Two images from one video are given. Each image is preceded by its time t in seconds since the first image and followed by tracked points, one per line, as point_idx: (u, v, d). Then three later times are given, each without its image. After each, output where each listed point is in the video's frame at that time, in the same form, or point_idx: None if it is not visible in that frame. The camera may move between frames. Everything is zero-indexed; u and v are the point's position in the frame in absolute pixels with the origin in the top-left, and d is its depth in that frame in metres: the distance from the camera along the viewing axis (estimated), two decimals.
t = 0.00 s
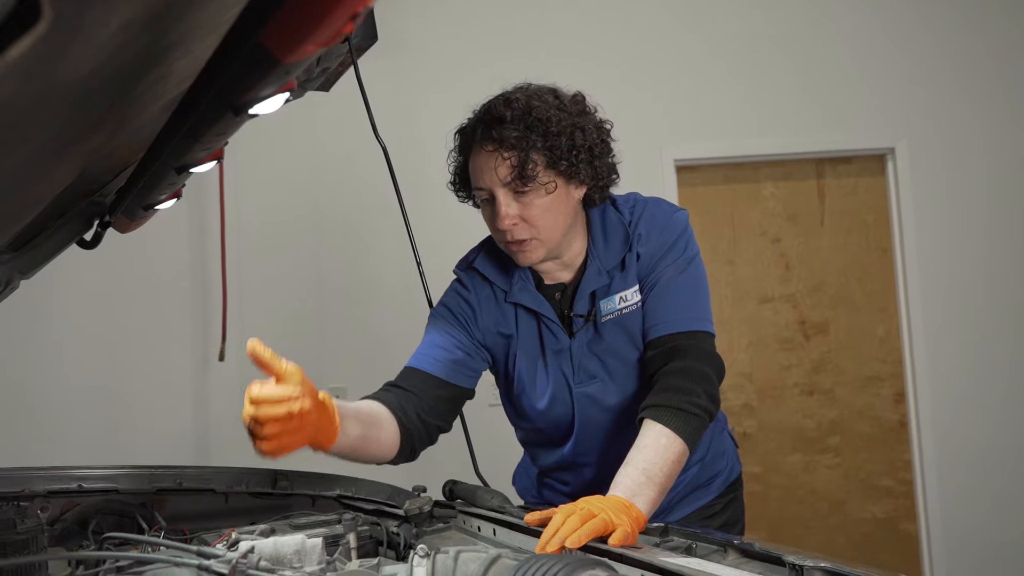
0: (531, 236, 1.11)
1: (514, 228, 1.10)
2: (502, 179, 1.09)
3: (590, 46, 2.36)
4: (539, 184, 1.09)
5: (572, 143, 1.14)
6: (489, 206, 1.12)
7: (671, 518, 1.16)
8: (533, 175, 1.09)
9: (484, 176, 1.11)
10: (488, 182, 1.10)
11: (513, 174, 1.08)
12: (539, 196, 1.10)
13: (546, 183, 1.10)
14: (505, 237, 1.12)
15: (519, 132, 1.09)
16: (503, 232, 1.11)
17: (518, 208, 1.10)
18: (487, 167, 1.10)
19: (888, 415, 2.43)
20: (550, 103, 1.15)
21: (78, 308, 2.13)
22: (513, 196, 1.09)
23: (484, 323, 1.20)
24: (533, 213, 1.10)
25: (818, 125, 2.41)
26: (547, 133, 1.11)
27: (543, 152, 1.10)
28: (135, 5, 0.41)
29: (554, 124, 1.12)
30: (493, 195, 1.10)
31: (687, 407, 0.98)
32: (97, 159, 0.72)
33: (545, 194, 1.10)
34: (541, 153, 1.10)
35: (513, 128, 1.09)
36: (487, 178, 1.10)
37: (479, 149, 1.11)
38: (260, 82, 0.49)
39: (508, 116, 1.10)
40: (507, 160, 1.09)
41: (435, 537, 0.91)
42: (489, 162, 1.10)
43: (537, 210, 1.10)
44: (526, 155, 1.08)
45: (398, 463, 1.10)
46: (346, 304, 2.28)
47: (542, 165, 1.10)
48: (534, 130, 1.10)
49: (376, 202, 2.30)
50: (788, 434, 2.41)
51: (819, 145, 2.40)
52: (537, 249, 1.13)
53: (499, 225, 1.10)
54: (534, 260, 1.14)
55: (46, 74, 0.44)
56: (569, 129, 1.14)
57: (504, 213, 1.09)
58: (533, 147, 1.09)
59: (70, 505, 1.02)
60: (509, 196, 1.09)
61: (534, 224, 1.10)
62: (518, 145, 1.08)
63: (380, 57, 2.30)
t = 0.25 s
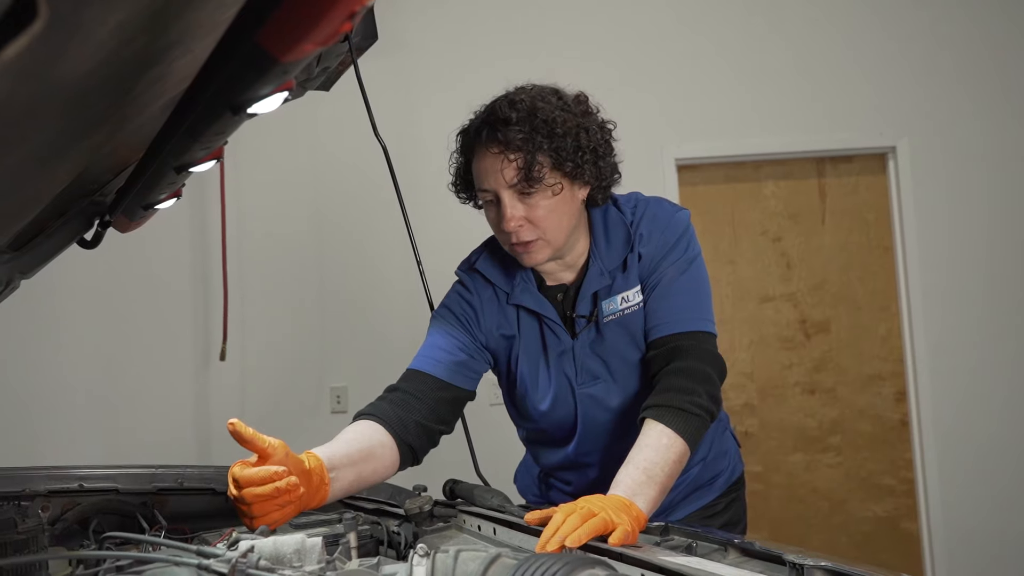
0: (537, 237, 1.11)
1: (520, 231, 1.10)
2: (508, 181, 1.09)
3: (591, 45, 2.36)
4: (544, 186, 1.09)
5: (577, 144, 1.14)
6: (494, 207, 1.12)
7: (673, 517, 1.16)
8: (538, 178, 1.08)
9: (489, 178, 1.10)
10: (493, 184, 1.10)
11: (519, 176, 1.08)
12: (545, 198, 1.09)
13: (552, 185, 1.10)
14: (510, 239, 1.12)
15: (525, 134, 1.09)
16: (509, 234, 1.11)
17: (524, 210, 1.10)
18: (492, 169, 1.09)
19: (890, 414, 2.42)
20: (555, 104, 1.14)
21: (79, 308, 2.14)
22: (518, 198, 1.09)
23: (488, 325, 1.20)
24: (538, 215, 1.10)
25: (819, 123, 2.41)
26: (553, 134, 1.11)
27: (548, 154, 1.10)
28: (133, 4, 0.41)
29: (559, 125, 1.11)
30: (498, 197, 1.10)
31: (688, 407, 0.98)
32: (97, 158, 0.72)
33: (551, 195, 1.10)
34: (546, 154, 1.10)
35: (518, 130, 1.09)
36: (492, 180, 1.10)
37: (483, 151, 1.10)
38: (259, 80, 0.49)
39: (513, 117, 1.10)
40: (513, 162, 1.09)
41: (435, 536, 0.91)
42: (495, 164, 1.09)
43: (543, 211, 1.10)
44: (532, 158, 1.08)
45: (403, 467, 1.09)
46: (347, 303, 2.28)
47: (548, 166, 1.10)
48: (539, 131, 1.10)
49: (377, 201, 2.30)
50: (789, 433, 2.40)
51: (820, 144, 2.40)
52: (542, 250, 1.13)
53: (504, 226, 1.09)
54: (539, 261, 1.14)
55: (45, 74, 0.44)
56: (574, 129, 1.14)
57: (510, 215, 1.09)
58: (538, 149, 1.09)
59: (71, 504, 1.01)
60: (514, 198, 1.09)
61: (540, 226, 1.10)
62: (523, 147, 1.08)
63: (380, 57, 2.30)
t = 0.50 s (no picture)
0: (538, 232, 1.10)
1: (522, 224, 1.08)
2: (510, 174, 1.08)
3: (591, 45, 2.36)
4: (546, 179, 1.09)
5: (577, 139, 1.15)
6: (495, 203, 1.11)
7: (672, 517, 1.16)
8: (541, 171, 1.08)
9: (491, 172, 1.10)
10: (494, 178, 1.09)
11: (521, 170, 1.08)
12: (546, 192, 1.09)
13: (553, 179, 1.10)
14: (511, 234, 1.10)
15: (527, 127, 1.09)
16: (510, 229, 1.09)
17: (525, 204, 1.09)
18: (493, 163, 1.09)
19: (890, 414, 2.42)
20: (555, 100, 1.15)
21: (79, 307, 2.14)
22: (520, 192, 1.09)
23: (485, 324, 1.20)
24: (540, 210, 1.09)
25: (819, 123, 2.41)
26: (554, 128, 1.11)
27: (549, 148, 1.10)
28: (130, 3, 0.41)
29: (560, 120, 1.12)
30: (499, 191, 1.09)
31: (685, 406, 0.98)
32: (95, 158, 0.72)
33: (552, 189, 1.10)
34: (548, 148, 1.10)
35: (520, 123, 1.09)
36: (494, 174, 1.09)
37: (485, 145, 1.10)
38: (256, 79, 0.49)
39: (515, 111, 1.10)
40: (514, 156, 1.08)
41: (434, 536, 0.91)
42: (496, 158, 1.09)
43: (544, 206, 1.09)
44: (534, 150, 1.08)
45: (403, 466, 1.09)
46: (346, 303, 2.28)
47: (549, 161, 1.10)
48: (541, 125, 1.10)
49: (376, 200, 2.29)
50: (789, 433, 2.40)
51: (820, 144, 2.40)
52: (543, 246, 1.12)
53: (505, 221, 1.08)
54: (540, 257, 1.12)
55: (43, 74, 0.44)
56: (574, 125, 1.15)
57: (511, 209, 1.08)
58: (540, 142, 1.09)
59: (70, 503, 1.01)
60: (516, 192, 1.09)
61: (541, 220, 1.09)
62: (525, 141, 1.08)
63: (380, 56, 2.30)
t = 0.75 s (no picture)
0: (541, 218, 1.10)
1: (526, 208, 1.09)
2: (516, 157, 1.10)
3: (590, 45, 2.36)
4: (551, 163, 1.10)
5: (582, 128, 1.17)
6: (500, 187, 1.12)
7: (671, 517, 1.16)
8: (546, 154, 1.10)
9: (497, 155, 1.11)
10: (500, 161, 1.11)
11: (528, 152, 1.10)
12: (551, 176, 1.11)
13: (558, 164, 1.12)
14: (514, 219, 1.11)
15: (534, 112, 1.12)
16: (514, 213, 1.10)
17: (530, 188, 1.10)
18: (500, 145, 1.11)
19: (889, 414, 2.42)
20: (561, 90, 1.19)
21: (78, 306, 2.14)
22: (525, 175, 1.10)
23: (484, 319, 1.20)
24: (544, 194, 1.10)
25: (818, 123, 2.41)
26: (561, 114, 1.14)
27: (556, 133, 1.13)
28: (131, 2, 0.41)
29: (566, 108, 1.15)
30: (505, 174, 1.10)
31: (681, 404, 0.98)
32: (95, 157, 0.72)
33: (556, 174, 1.11)
34: (554, 133, 1.12)
35: (528, 107, 1.12)
36: (500, 156, 1.11)
37: (492, 129, 1.12)
38: (255, 78, 0.49)
39: (523, 96, 1.13)
40: (521, 139, 1.11)
41: (434, 536, 0.91)
42: (503, 141, 1.11)
43: (548, 190, 1.10)
44: (541, 133, 1.10)
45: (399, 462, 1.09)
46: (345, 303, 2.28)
47: (555, 146, 1.12)
48: (548, 111, 1.13)
49: (376, 200, 2.29)
50: (788, 432, 2.40)
51: (820, 143, 2.40)
52: (545, 234, 1.12)
53: (510, 204, 1.09)
54: (541, 245, 1.12)
55: (43, 74, 0.44)
56: (580, 114, 1.18)
57: (516, 192, 1.09)
58: (547, 126, 1.11)
59: (68, 503, 1.01)
60: (521, 175, 1.10)
61: (545, 205, 1.10)
62: (533, 124, 1.10)
63: (380, 56, 2.30)
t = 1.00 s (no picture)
0: (555, 205, 1.11)
1: (542, 195, 1.09)
2: (530, 146, 1.11)
3: (591, 45, 2.36)
4: (563, 151, 1.12)
5: (585, 120, 1.20)
6: (512, 178, 1.12)
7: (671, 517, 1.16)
8: (558, 142, 1.12)
9: (510, 144, 1.12)
10: (514, 151, 1.11)
11: (542, 140, 1.11)
12: (564, 164, 1.12)
13: (568, 153, 1.14)
14: (529, 207, 1.11)
15: (543, 103, 1.14)
16: (529, 202, 1.10)
17: (545, 176, 1.11)
18: (513, 135, 1.12)
19: (889, 414, 2.42)
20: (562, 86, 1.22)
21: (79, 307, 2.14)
22: (539, 163, 1.11)
23: (483, 316, 1.21)
24: (558, 182, 1.11)
25: (818, 123, 2.41)
26: (567, 106, 1.17)
27: (564, 123, 1.15)
28: (132, 3, 0.41)
29: (570, 101, 1.18)
30: (519, 163, 1.11)
31: (676, 401, 0.98)
32: (96, 158, 0.72)
33: (568, 162, 1.13)
34: (563, 122, 1.14)
35: (537, 98, 1.14)
36: (513, 146, 1.11)
37: (503, 120, 1.13)
38: (255, 78, 0.49)
39: (530, 89, 1.15)
40: (534, 128, 1.12)
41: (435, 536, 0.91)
42: (515, 130, 1.12)
43: (562, 178, 1.12)
44: (552, 122, 1.12)
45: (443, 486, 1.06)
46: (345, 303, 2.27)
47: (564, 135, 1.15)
48: (555, 103, 1.15)
49: (376, 200, 2.29)
50: (789, 433, 2.40)
51: (820, 144, 2.40)
52: (559, 222, 1.12)
53: (526, 193, 1.10)
54: (556, 234, 1.12)
55: (45, 75, 0.44)
56: (581, 109, 1.21)
57: (532, 180, 1.10)
58: (557, 117, 1.14)
59: (69, 504, 1.02)
60: (535, 164, 1.11)
61: (559, 192, 1.11)
62: (544, 113, 1.13)
63: (381, 56, 2.30)
